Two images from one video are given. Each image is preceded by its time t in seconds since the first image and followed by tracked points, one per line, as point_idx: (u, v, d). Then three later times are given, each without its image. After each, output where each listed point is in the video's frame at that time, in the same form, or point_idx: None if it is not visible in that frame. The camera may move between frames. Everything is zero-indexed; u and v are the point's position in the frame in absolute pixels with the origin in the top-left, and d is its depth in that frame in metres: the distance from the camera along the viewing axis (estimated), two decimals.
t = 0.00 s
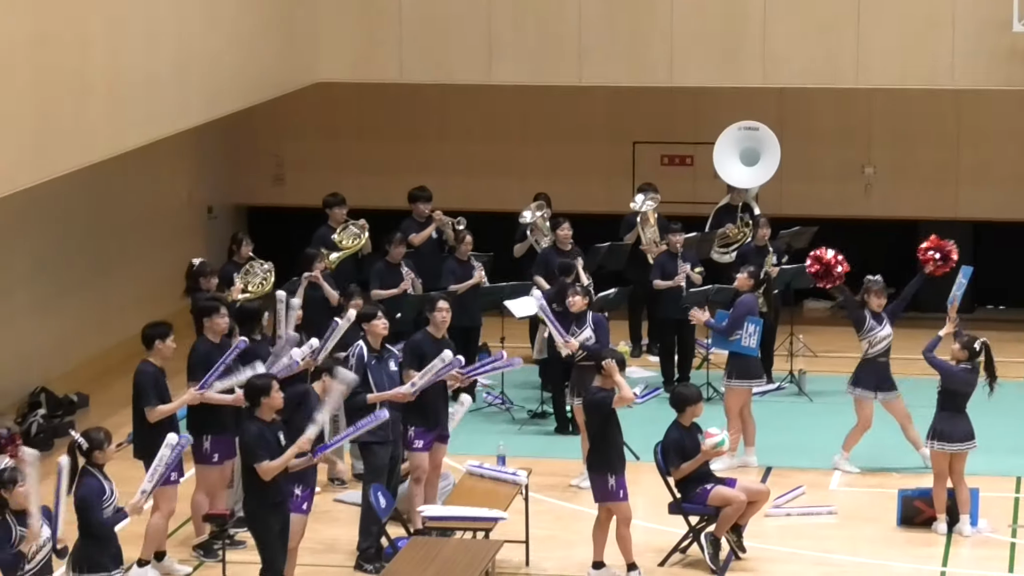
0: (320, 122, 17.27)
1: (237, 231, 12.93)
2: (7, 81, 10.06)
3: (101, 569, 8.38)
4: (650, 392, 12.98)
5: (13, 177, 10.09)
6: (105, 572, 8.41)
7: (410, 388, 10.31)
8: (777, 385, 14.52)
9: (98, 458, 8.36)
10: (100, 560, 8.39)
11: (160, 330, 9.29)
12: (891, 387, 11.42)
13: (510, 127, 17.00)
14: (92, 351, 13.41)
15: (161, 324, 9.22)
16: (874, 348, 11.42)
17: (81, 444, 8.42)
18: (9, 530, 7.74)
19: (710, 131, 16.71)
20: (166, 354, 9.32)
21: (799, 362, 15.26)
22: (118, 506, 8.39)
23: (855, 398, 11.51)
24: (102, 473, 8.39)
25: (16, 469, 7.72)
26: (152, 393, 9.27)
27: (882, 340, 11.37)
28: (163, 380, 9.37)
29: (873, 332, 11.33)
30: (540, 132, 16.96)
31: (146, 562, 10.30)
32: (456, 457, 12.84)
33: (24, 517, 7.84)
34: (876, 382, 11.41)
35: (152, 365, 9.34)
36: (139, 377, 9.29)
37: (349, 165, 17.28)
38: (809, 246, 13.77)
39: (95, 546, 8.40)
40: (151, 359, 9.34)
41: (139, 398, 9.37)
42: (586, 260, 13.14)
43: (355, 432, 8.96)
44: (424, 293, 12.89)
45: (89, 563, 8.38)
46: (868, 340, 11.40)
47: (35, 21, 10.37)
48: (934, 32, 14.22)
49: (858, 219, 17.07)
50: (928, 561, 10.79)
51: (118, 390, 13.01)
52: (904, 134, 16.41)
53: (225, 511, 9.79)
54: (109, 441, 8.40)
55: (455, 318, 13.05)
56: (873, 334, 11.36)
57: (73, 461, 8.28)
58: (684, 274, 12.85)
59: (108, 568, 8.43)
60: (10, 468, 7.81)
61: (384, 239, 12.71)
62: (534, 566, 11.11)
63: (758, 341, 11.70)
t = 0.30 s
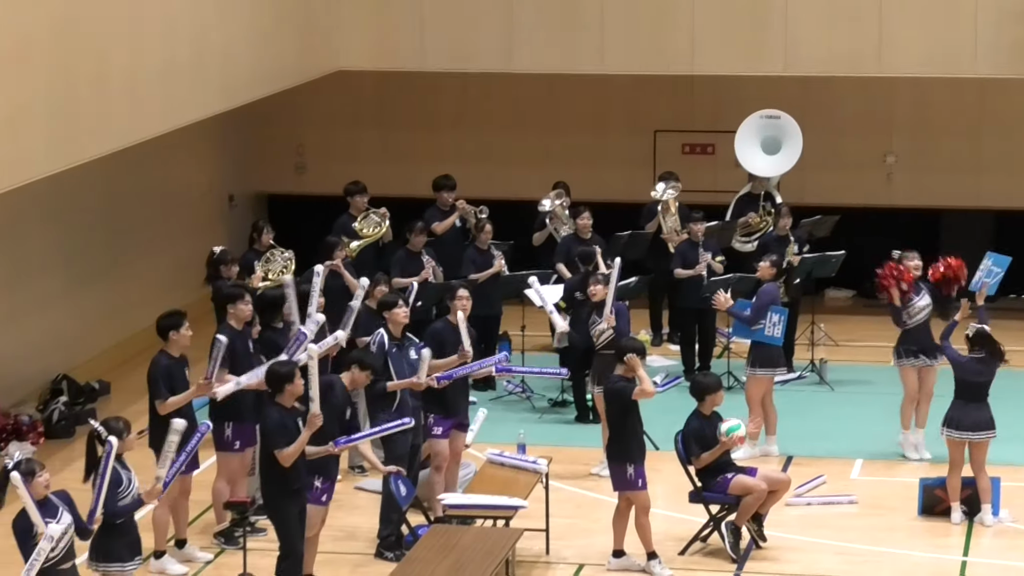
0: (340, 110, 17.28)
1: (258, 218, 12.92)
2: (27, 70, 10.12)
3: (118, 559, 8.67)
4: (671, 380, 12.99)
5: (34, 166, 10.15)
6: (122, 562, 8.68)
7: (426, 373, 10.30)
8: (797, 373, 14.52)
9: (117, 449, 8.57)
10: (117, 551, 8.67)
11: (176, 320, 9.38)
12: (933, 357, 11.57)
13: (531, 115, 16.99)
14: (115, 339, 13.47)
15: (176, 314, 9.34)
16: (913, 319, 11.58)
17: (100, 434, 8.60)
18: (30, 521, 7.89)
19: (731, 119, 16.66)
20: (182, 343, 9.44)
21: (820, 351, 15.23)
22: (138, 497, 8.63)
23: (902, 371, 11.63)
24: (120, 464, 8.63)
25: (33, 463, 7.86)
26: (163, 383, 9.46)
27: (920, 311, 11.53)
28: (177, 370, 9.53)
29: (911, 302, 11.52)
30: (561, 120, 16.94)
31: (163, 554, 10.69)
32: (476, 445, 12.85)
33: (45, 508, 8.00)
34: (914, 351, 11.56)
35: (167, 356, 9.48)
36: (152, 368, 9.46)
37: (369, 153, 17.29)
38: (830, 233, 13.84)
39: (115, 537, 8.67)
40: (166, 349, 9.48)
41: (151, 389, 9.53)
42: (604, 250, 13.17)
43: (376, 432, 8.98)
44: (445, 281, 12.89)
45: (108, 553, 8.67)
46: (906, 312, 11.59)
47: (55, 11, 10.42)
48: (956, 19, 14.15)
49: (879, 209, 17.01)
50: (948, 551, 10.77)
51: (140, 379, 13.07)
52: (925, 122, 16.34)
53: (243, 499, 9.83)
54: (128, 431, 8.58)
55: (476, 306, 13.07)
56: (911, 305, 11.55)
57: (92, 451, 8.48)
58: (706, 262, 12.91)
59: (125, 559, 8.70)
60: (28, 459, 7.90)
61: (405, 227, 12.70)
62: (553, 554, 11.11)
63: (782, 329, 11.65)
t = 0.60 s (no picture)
0: (363, 101, 17.29)
1: (283, 208, 12.95)
2: (52, 62, 10.17)
3: (144, 554, 8.77)
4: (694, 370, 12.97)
5: (57, 159, 10.20)
6: (147, 557, 8.78)
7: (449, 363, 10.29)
8: (821, 363, 14.49)
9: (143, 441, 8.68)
10: (144, 545, 8.78)
11: (187, 314, 9.45)
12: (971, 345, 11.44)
13: (553, 104, 16.96)
14: (139, 330, 13.53)
15: (188, 308, 9.41)
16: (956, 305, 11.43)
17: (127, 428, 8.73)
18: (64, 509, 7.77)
19: (754, 108, 16.61)
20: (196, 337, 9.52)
21: (844, 341, 15.18)
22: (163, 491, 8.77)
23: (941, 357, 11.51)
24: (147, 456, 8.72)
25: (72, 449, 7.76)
26: (176, 379, 9.54)
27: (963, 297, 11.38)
28: (192, 365, 9.61)
29: (954, 289, 11.36)
30: (584, 109, 16.91)
31: (187, 543, 10.79)
32: (500, 435, 12.86)
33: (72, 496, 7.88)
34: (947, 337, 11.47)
35: (182, 351, 9.57)
36: (166, 364, 9.56)
37: (392, 143, 17.29)
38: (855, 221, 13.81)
39: (143, 532, 8.78)
40: (181, 344, 9.58)
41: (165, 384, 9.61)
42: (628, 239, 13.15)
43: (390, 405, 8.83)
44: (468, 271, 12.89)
45: (134, 547, 8.77)
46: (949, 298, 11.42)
47: (78, 3, 10.46)
48: (981, 6, 14.07)
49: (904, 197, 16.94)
50: (973, 540, 10.72)
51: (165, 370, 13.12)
52: (950, 110, 16.26)
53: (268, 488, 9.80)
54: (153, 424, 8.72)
55: (500, 296, 13.08)
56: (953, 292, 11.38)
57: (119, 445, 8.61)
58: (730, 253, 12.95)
59: (150, 553, 8.79)
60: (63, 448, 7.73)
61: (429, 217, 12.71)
62: (578, 544, 11.11)
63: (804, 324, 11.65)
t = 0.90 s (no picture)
0: (382, 93, 17.16)
1: (301, 200, 12.83)
2: (69, 51, 10.07)
3: (163, 552, 8.73)
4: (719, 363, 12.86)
5: (73, 149, 10.11)
6: (167, 553, 8.75)
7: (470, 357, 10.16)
8: (845, 357, 14.33)
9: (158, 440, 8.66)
10: (163, 543, 8.74)
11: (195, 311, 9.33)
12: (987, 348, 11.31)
13: (575, 96, 16.80)
14: (157, 323, 13.45)
15: (195, 304, 9.31)
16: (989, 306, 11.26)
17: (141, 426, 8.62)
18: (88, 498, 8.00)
19: (778, 99, 16.44)
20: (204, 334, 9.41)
21: (869, 334, 15.00)
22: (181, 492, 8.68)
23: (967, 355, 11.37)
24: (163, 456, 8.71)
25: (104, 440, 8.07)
26: (182, 378, 9.43)
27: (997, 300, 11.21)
28: (197, 363, 9.48)
29: (988, 292, 11.19)
30: (605, 100, 16.74)
31: (205, 539, 10.68)
32: (521, 429, 12.72)
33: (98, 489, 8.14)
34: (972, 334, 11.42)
35: (188, 350, 9.44)
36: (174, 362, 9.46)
37: (411, 136, 17.17)
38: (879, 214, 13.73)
39: (162, 530, 8.74)
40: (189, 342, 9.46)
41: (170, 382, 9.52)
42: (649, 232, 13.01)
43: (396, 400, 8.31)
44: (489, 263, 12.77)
45: (153, 546, 8.73)
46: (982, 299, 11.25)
47: None
48: None
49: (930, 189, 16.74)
50: (1000, 537, 10.55)
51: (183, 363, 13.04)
52: (977, 100, 16.05)
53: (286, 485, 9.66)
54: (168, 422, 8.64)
55: (522, 289, 12.96)
56: (987, 293, 11.21)
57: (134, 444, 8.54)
58: (754, 245, 12.93)
59: (169, 551, 8.76)
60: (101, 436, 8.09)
61: (448, 210, 12.57)
62: (599, 540, 10.97)
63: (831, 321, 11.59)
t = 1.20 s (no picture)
0: (402, 83, 16.82)
1: (316, 192, 12.49)
2: (75, 39, 9.75)
3: (171, 553, 8.36)
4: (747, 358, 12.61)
5: (82, 140, 9.80)
6: (175, 556, 8.38)
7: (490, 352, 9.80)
8: (877, 353, 13.92)
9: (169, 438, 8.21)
10: (171, 543, 8.37)
11: (205, 306, 9.00)
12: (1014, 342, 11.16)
13: (598, 85, 16.42)
14: (170, 319, 13.15)
15: (205, 300, 8.96)
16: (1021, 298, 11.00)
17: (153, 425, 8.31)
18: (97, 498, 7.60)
19: (807, 87, 16.03)
20: (215, 329, 9.06)
21: (902, 329, 14.58)
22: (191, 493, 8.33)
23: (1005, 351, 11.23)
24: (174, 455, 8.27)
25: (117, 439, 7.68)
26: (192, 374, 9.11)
27: None
28: (209, 358, 9.17)
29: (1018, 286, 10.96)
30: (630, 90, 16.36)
31: (218, 540, 10.35)
32: (543, 428, 12.36)
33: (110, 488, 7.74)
34: None
35: (200, 345, 9.13)
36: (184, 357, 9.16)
37: (430, 127, 16.82)
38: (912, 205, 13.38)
39: (171, 529, 8.38)
40: (201, 336, 9.13)
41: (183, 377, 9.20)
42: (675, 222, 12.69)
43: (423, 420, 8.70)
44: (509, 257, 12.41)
45: (161, 546, 8.36)
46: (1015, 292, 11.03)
47: None
48: None
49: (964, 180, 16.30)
50: None
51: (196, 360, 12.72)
52: (1012, 88, 15.62)
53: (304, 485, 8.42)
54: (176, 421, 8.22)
55: (544, 283, 12.60)
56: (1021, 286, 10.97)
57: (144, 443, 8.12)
58: (783, 238, 12.65)
59: (178, 552, 8.39)
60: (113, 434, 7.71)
61: (468, 202, 12.22)
62: (624, 541, 10.60)
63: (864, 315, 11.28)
